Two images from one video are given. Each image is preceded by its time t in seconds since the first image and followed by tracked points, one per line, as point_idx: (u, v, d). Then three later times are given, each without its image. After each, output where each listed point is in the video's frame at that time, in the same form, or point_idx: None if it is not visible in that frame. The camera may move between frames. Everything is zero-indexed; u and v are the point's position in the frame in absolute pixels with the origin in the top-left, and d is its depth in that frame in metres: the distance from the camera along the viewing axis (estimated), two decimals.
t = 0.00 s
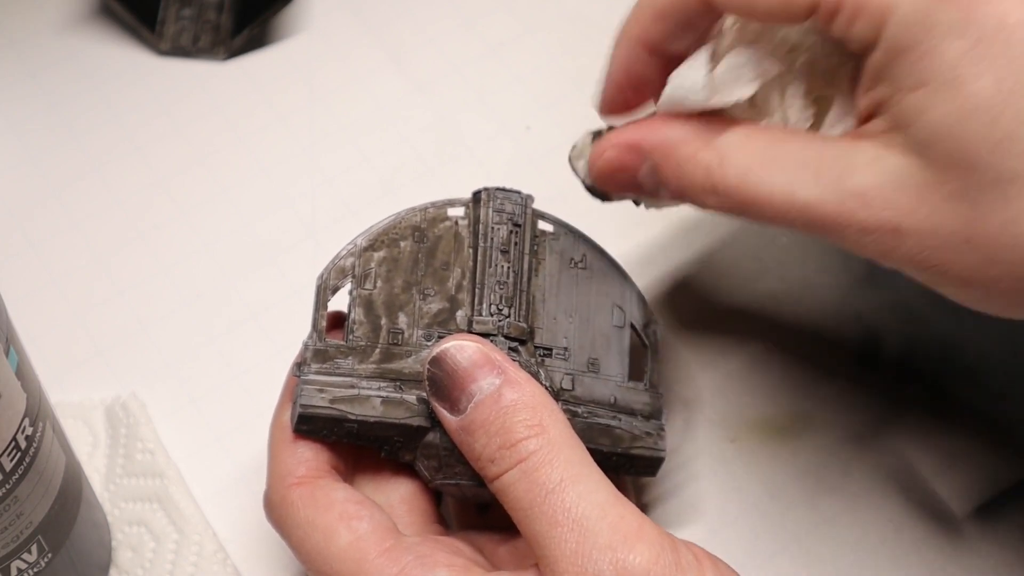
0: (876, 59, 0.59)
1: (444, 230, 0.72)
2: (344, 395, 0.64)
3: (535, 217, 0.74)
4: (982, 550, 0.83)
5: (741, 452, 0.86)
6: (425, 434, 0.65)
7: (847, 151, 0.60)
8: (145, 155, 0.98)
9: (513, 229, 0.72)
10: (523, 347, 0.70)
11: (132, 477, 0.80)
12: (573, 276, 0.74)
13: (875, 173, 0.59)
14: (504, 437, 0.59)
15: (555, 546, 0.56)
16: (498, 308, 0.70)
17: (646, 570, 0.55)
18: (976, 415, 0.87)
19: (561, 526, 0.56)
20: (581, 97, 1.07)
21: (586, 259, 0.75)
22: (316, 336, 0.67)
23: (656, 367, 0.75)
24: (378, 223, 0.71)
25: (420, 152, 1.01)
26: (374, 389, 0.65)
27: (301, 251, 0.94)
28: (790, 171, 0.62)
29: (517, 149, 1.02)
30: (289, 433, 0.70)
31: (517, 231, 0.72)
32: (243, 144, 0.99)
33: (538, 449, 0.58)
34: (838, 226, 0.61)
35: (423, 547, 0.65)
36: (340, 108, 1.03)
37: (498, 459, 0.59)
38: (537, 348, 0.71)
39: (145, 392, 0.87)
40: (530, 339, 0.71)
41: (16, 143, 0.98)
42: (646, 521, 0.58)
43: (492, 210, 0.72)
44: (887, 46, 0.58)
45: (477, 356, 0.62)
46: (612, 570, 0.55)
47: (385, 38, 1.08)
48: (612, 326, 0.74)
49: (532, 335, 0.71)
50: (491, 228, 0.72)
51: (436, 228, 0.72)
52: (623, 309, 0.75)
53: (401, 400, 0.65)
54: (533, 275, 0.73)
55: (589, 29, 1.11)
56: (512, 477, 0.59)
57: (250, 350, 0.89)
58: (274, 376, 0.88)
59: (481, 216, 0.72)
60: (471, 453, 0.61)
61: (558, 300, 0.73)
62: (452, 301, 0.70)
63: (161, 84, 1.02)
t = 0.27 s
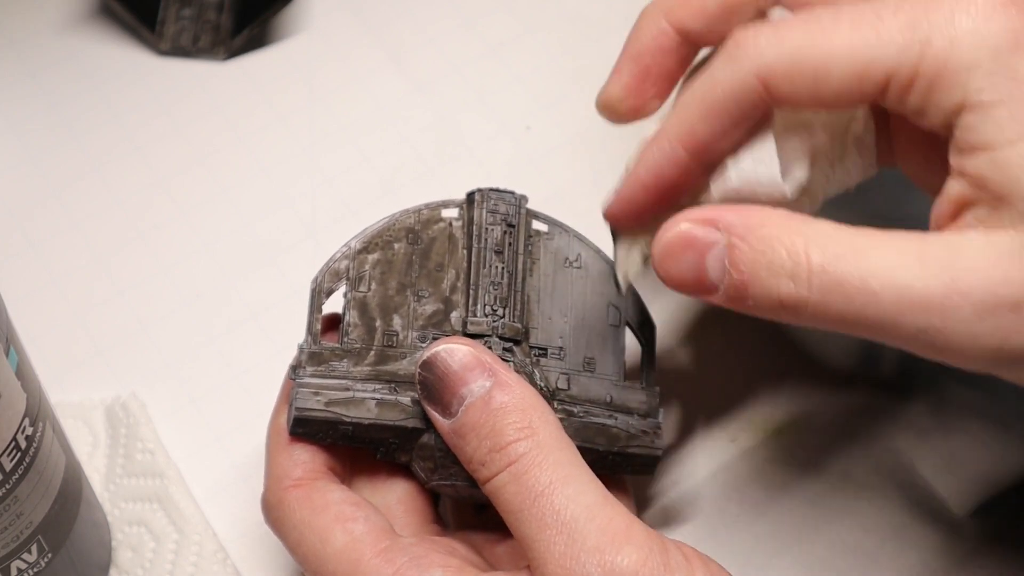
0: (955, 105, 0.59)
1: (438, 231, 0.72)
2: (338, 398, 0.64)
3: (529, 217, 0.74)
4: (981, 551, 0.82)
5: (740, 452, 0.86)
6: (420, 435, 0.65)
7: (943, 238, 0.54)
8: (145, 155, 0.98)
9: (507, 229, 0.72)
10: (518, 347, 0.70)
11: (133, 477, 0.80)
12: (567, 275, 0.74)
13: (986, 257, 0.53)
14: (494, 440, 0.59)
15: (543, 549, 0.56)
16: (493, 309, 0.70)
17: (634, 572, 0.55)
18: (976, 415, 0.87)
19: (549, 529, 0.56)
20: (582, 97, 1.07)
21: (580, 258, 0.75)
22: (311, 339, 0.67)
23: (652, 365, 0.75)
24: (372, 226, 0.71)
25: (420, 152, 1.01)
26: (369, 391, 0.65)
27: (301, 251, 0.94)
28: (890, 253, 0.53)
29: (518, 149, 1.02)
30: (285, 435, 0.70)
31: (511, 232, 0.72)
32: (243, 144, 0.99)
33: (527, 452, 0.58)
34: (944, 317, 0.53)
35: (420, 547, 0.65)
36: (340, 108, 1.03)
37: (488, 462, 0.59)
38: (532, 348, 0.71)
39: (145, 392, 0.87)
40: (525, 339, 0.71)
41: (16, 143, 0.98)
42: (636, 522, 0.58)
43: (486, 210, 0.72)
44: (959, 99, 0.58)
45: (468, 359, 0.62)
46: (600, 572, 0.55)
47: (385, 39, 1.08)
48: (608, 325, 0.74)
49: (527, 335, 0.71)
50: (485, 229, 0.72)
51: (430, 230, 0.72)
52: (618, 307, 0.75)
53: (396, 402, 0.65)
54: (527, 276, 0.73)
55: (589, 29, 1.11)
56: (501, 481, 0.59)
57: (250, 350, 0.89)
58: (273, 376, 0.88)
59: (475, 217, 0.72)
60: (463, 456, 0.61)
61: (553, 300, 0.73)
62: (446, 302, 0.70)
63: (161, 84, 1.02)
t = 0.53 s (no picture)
0: (925, 270, 0.58)
1: (439, 230, 0.72)
2: (337, 397, 0.64)
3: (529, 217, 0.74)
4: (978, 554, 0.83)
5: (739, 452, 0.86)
6: (419, 435, 0.65)
7: (865, 355, 0.60)
8: (145, 155, 0.98)
9: (507, 229, 0.73)
10: (518, 347, 0.70)
11: (133, 477, 0.80)
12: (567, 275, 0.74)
13: (901, 380, 0.59)
14: (491, 442, 0.59)
15: (539, 551, 0.56)
16: (493, 308, 0.70)
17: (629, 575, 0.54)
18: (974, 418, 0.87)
19: (545, 531, 0.56)
20: (581, 98, 1.07)
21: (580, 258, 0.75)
22: (311, 339, 0.67)
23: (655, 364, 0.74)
24: (372, 225, 0.71)
25: (420, 152, 1.01)
26: (369, 390, 0.65)
27: (302, 251, 0.94)
28: (810, 378, 0.60)
29: (517, 149, 1.02)
30: (285, 436, 0.71)
31: (511, 231, 0.73)
32: (243, 144, 0.99)
33: (524, 453, 0.58)
34: (867, 428, 0.60)
35: (418, 547, 0.64)
36: (340, 108, 1.03)
37: (485, 464, 0.59)
38: (532, 348, 0.71)
39: (146, 392, 0.87)
40: (525, 339, 0.71)
41: (17, 143, 0.98)
42: (633, 524, 0.58)
43: (486, 210, 0.72)
44: (925, 293, 0.58)
45: (466, 361, 0.62)
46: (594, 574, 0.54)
47: (385, 39, 1.08)
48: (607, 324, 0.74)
49: (527, 335, 0.71)
50: (485, 229, 0.72)
51: (431, 229, 0.72)
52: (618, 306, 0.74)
53: (396, 402, 0.65)
54: (527, 276, 0.73)
55: (589, 29, 1.11)
56: (499, 482, 0.59)
57: (250, 350, 0.89)
58: (273, 376, 0.88)
59: (475, 217, 0.72)
60: (462, 457, 0.62)
61: (552, 299, 0.73)
62: (447, 301, 0.70)
63: (161, 84, 1.02)
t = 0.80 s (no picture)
0: (897, 164, 0.58)
1: (455, 220, 0.72)
2: (351, 384, 0.64)
3: (547, 209, 0.74)
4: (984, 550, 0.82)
5: (743, 450, 0.86)
6: (432, 425, 0.65)
7: (828, 238, 0.63)
8: (144, 155, 0.98)
9: (525, 221, 0.72)
10: (532, 340, 0.70)
11: (132, 477, 0.80)
12: (584, 268, 0.73)
13: (859, 266, 0.62)
14: (509, 434, 0.59)
15: (558, 545, 0.57)
16: (508, 300, 0.69)
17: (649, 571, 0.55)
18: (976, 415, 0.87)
19: (564, 525, 0.57)
20: (582, 97, 1.07)
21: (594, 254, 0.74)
22: (326, 324, 0.67)
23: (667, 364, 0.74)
24: (390, 213, 0.71)
25: (420, 152, 1.01)
26: (383, 378, 0.65)
27: (301, 251, 0.94)
28: (769, 260, 0.65)
29: (518, 149, 1.02)
30: (297, 423, 0.71)
31: (528, 223, 0.72)
32: (243, 144, 0.99)
33: (542, 446, 0.58)
34: (826, 310, 0.64)
35: (429, 542, 0.65)
36: (341, 109, 1.03)
37: (502, 456, 0.60)
38: (546, 342, 0.71)
39: (145, 392, 0.87)
40: (539, 332, 0.70)
41: (16, 143, 0.98)
42: (651, 520, 0.58)
43: (503, 202, 0.72)
44: (893, 204, 0.59)
45: (484, 351, 0.62)
46: (614, 570, 0.55)
47: (385, 39, 1.08)
48: (620, 321, 0.73)
49: (541, 327, 0.71)
50: (502, 220, 0.71)
51: (447, 219, 0.71)
52: (631, 304, 0.74)
53: (410, 391, 0.65)
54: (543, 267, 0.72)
55: (588, 29, 1.11)
56: (516, 474, 0.59)
57: (251, 350, 0.89)
58: (274, 375, 0.88)
59: (492, 207, 0.72)
60: (476, 448, 0.61)
61: (567, 293, 0.73)
62: (461, 292, 0.70)
63: (161, 84, 1.01)
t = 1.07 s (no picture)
0: (894, 252, 0.54)
1: (454, 221, 0.72)
2: (351, 385, 0.64)
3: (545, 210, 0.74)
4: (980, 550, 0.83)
5: (744, 451, 0.86)
6: (432, 426, 0.65)
7: (818, 325, 0.60)
8: (145, 155, 0.98)
9: (524, 222, 0.72)
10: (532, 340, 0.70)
11: (132, 477, 0.80)
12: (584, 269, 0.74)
13: (852, 351, 0.59)
14: (509, 436, 0.59)
15: (556, 548, 0.56)
16: (508, 301, 0.70)
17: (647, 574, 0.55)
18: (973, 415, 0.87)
19: (562, 528, 0.56)
20: (581, 98, 1.07)
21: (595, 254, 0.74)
22: (326, 326, 0.67)
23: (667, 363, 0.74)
24: (389, 214, 0.71)
25: (420, 152, 1.01)
26: (383, 379, 0.65)
27: (301, 251, 0.94)
28: (761, 344, 0.61)
29: (517, 149, 1.02)
30: (297, 424, 0.71)
31: (527, 224, 0.72)
32: (243, 145, 0.99)
33: (542, 449, 0.58)
34: (818, 394, 0.61)
35: (428, 544, 0.65)
36: (341, 109, 1.03)
37: (501, 457, 0.60)
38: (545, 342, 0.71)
39: (145, 392, 0.87)
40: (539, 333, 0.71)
41: (16, 143, 0.98)
42: (649, 523, 0.58)
43: (503, 203, 0.71)
44: (888, 284, 0.55)
45: (483, 353, 0.62)
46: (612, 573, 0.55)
47: (385, 39, 1.08)
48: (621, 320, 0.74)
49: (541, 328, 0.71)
50: (501, 221, 0.71)
51: (446, 220, 0.71)
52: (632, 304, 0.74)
53: (410, 392, 0.65)
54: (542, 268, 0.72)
55: (588, 29, 1.11)
56: (515, 477, 0.59)
57: (250, 351, 0.89)
58: (274, 376, 0.88)
59: (492, 208, 0.72)
60: (475, 449, 0.62)
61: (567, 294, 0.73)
62: (461, 293, 0.70)
63: (161, 84, 1.02)
